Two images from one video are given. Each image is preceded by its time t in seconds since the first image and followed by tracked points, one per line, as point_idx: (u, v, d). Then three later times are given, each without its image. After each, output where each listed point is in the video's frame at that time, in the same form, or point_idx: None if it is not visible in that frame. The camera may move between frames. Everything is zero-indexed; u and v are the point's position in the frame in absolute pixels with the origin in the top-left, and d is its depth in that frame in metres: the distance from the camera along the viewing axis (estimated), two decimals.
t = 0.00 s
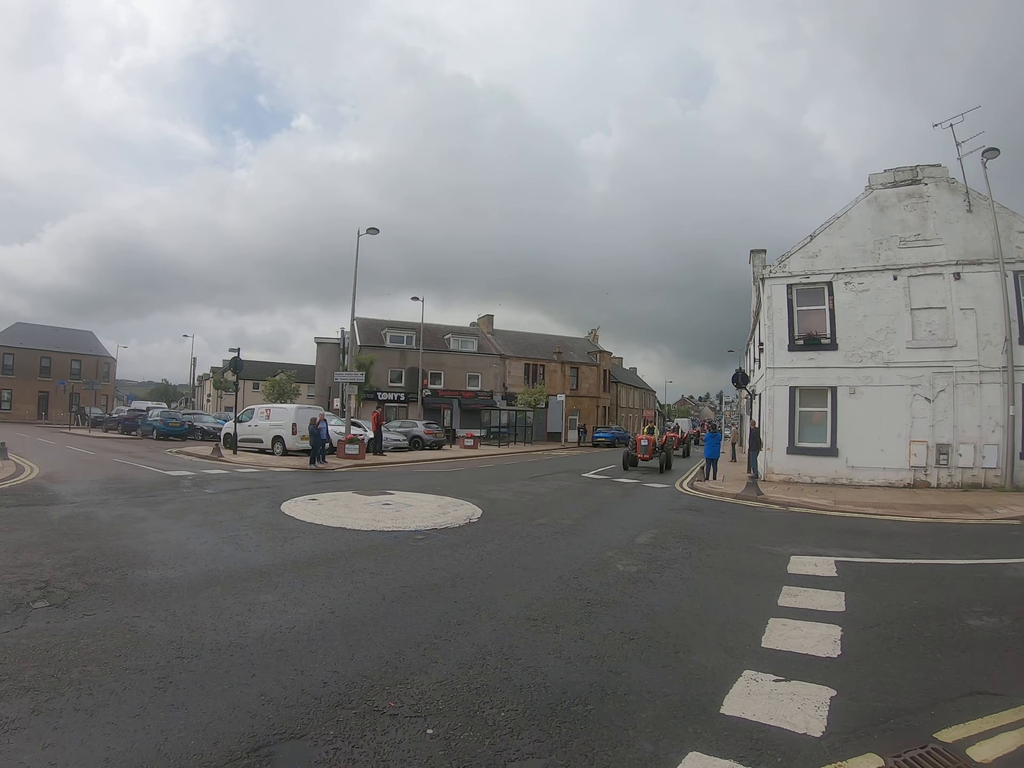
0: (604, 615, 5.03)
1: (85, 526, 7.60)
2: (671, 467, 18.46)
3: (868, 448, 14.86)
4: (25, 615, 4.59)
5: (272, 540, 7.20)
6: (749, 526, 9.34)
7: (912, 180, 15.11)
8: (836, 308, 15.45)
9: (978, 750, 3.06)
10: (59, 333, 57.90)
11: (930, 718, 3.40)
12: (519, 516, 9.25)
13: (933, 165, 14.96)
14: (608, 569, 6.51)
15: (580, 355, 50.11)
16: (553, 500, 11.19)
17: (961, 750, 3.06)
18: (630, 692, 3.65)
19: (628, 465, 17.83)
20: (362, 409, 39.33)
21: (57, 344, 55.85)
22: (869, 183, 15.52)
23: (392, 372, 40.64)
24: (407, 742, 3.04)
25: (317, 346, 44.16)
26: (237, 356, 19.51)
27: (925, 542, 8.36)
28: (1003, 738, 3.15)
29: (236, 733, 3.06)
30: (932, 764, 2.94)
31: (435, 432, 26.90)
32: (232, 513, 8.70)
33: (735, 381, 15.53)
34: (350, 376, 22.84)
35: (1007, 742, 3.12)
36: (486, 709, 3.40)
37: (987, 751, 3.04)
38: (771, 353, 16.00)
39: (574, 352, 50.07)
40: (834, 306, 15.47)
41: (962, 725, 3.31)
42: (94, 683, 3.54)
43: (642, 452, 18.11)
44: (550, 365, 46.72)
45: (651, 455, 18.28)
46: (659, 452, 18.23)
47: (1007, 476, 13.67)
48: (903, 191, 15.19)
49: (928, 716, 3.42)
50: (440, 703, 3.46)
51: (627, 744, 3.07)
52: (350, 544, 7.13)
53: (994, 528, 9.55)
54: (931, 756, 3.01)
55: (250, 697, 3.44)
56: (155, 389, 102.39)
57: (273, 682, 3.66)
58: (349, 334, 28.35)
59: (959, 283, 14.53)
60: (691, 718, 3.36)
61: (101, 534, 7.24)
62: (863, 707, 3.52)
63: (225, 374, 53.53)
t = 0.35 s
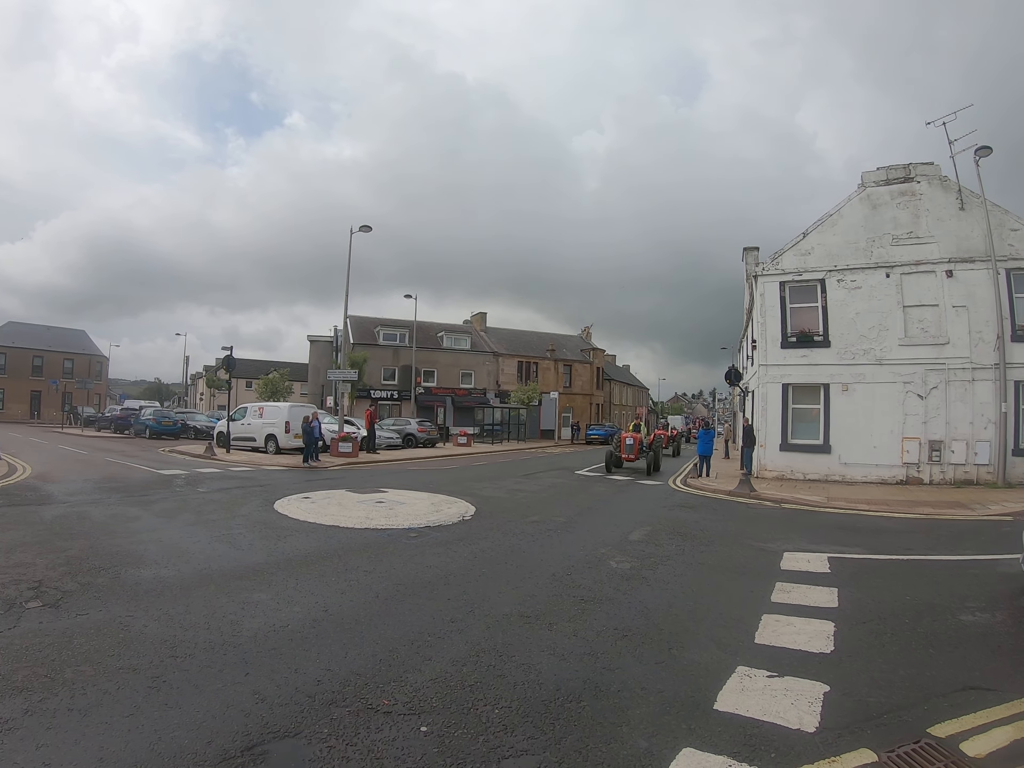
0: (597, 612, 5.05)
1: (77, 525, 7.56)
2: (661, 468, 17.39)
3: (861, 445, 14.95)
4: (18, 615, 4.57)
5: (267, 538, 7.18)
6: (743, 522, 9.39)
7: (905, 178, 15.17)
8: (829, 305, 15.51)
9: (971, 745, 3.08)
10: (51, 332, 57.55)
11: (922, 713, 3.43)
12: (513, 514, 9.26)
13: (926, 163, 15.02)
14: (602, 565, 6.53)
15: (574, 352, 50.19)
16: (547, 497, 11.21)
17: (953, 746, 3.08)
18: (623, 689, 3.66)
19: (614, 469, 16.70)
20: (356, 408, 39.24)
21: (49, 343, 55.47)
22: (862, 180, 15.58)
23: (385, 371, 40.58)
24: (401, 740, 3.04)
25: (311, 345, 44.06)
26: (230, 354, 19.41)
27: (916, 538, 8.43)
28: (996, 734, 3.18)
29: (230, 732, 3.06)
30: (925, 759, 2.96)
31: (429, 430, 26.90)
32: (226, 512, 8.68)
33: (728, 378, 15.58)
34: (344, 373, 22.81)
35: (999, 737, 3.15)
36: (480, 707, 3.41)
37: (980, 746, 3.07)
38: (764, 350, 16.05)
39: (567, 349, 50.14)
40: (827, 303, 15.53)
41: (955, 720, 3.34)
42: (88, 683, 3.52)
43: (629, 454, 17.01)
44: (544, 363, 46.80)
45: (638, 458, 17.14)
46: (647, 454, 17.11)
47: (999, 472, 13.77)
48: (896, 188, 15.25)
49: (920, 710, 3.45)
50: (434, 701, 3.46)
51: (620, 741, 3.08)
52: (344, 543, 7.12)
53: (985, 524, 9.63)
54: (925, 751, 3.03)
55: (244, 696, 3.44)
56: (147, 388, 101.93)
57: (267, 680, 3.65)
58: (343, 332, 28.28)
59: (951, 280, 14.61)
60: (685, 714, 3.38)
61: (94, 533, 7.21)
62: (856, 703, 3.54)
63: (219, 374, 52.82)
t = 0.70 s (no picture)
0: (594, 609, 5.05)
1: (73, 525, 7.54)
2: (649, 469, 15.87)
3: (857, 442, 14.99)
4: (15, 616, 4.56)
5: (264, 537, 7.17)
6: (739, 519, 9.42)
7: (901, 175, 15.19)
8: (825, 302, 15.53)
9: (968, 740, 3.10)
10: (46, 331, 57.32)
11: (919, 708, 3.44)
12: (510, 511, 9.27)
13: (922, 160, 15.04)
14: (598, 562, 6.53)
15: (570, 350, 50.19)
16: (543, 494, 11.23)
17: (951, 741, 3.10)
18: (620, 685, 3.67)
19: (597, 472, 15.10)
20: (352, 406, 39.19)
21: (44, 343, 55.25)
22: (858, 178, 15.59)
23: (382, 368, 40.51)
24: (398, 737, 3.05)
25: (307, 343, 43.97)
26: (224, 351, 19.32)
27: (912, 534, 8.46)
28: (994, 729, 3.20)
29: (229, 730, 3.07)
30: (922, 754, 2.98)
31: (425, 428, 26.88)
32: (222, 511, 8.65)
33: (724, 375, 15.59)
34: (339, 371, 22.77)
35: (996, 733, 3.16)
36: (477, 703, 3.42)
37: (977, 742, 3.09)
38: (760, 348, 16.07)
39: (563, 347, 50.16)
40: (823, 300, 15.56)
41: (953, 716, 3.35)
42: (85, 683, 3.52)
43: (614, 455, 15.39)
44: (540, 360, 46.82)
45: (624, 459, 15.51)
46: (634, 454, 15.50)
47: (995, 469, 13.82)
48: (892, 186, 15.28)
49: (917, 706, 3.47)
50: (432, 698, 3.46)
51: (618, 737, 3.09)
52: (341, 541, 7.11)
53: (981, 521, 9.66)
54: (922, 746, 3.05)
55: (241, 694, 3.44)
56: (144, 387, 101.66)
57: (265, 678, 3.65)
58: (339, 331, 28.24)
59: (947, 278, 14.64)
60: (683, 710, 3.39)
61: (89, 532, 7.18)
62: (853, 699, 3.56)
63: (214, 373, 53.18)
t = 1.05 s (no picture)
0: (592, 606, 5.06)
1: (69, 524, 7.51)
2: (637, 471, 13.83)
3: (854, 439, 15.02)
4: (12, 616, 4.55)
5: (261, 535, 7.16)
6: (737, 516, 9.43)
7: (898, 172, 15.19)
8: (822, 299, 15.55)
9: (967, 736, 3.11)
10: (41, 331, 57.08)
11: (917, 705, 3.45)
12: (508, 508, 9.28)
13: (919, 157, 15.04)
14: (596, 560, 6.54)
15: (567, 347, 50.18)
16: (541, 492, 11.23)
17: (949, 737, 3.11)
18: (618, 682, 3.68)
19: (576, 477, 13.09)
20: (350, 404, 39.13)
21: (40, 342, 55.04)
22: (855, 174, 15.60)
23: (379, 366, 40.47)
24: (396, 735, 3.05)
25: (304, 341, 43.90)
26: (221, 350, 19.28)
27: (909, 530, 8.49)
28: (992, 725, 3.21)
29: (229, 729, 3.06)
30: (920, 750, 2.99)
31: (423, 426, 26.87)
32: (219, 509, 8.63)
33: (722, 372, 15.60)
34: (336, 369, 22.74)
35: (994, 729, 3.17)
36: (475, 701, 3.42)
37: (975, 737, 3.10)
38: (758, 345, 16.07)
39: (560, 345, 50.15)
40: (820, 297, 15.57)
41: (951, 712, 3.36)
42: (82, 682, 3.51)
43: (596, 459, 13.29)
44: (537, 358, 46.83)
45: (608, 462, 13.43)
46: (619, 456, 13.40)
47: (992, 465, 13.86)
48: (889, 183, 15.28)
49: (916, 703, 3.48)
50: (431, 696, 3.47)
51: (616, 734, 3.10)
52: (340, 539, 7.11)
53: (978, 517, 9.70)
54: (919, 742, 3.06)
55: (239, 693, 3.44)
56: (141, 386, 101.44)
57: (262, 677, 3.65)
58: (336, 329, 28.18)
59: (944, 275, 14.67)
60: (681, 707, 3.40)
61: (86, 532, 7.15)
62: (852, 695, 3.56)
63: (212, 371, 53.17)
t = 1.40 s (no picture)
0: (591, 604, 5.06)
1: (67, 524, 7.49)
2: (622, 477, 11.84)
3: (853, 436, 15.04)
4: (10, 615, 4.54)
5: (260, 535, 7.15)
6: (735, 514, 9.45)
7: (896, 170, 15.20)
8: (820, 297, 15.56)
9: (966, 733, 3.12)
10: (39, 330, 56.94)
11: (916, 702, 3.46)
12: (507, 507, 9.27)
13: (917, 155, 15.06)
14: (595, 558, 6.53)
15: (565, 346, 50.18)
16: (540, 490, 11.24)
17: (948, 734, 3.12)
18: (618, 680, 3.68)
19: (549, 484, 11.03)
20: (348, 403, 39.11)
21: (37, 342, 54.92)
22: (853, 172, 15.60)
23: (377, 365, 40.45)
24: (395, 733, 3.05)
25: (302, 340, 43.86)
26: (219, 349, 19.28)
27: (907, 528, 8.51)
28: (991, 721, 3.21)
29: (228, 728, 3.06)
30: (919, 747, 3.00)
31: (421, 424, 26.86)
32: (218, 509, 8.61)
33: (720, 371, 15.60)
34: (335, 368, 22.73)
35: (993, 725, 3.18)
36: (475, 699, 3.42)
37: (974, 734, 3.10)
38: (756, 343, 16.08)
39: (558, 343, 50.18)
40: (818, 295, 15.58)
41: (950, 708, 3.37)
42: (82, 682, 3.50)
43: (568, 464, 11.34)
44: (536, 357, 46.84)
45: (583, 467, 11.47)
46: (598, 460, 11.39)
47: (990, 463, 13.89)
48: (887, 180, 15.28)
49: (914, 699, 3.49)
50: (430, 695, 3.46)
51: (617, 732, 3.10)
52: (339, 538, 7.10)
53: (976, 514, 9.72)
54: (919, 740, 3.06)
55: (238, 692, 3.43)
56: (139, 386, 101.23)
57: (261, 676, 3.65)
58: (334, 328, 28.15)
59: (942, 273, 14.69)
60: (681, 705, 3.40)
61: (85, 532, 7.14)
62: (851, 692, 3.57)
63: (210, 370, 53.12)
